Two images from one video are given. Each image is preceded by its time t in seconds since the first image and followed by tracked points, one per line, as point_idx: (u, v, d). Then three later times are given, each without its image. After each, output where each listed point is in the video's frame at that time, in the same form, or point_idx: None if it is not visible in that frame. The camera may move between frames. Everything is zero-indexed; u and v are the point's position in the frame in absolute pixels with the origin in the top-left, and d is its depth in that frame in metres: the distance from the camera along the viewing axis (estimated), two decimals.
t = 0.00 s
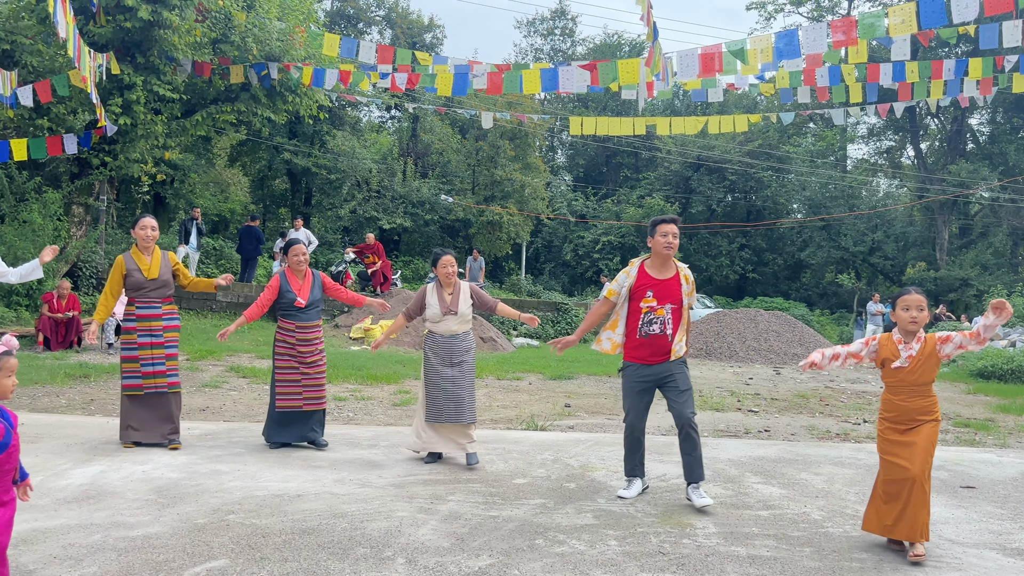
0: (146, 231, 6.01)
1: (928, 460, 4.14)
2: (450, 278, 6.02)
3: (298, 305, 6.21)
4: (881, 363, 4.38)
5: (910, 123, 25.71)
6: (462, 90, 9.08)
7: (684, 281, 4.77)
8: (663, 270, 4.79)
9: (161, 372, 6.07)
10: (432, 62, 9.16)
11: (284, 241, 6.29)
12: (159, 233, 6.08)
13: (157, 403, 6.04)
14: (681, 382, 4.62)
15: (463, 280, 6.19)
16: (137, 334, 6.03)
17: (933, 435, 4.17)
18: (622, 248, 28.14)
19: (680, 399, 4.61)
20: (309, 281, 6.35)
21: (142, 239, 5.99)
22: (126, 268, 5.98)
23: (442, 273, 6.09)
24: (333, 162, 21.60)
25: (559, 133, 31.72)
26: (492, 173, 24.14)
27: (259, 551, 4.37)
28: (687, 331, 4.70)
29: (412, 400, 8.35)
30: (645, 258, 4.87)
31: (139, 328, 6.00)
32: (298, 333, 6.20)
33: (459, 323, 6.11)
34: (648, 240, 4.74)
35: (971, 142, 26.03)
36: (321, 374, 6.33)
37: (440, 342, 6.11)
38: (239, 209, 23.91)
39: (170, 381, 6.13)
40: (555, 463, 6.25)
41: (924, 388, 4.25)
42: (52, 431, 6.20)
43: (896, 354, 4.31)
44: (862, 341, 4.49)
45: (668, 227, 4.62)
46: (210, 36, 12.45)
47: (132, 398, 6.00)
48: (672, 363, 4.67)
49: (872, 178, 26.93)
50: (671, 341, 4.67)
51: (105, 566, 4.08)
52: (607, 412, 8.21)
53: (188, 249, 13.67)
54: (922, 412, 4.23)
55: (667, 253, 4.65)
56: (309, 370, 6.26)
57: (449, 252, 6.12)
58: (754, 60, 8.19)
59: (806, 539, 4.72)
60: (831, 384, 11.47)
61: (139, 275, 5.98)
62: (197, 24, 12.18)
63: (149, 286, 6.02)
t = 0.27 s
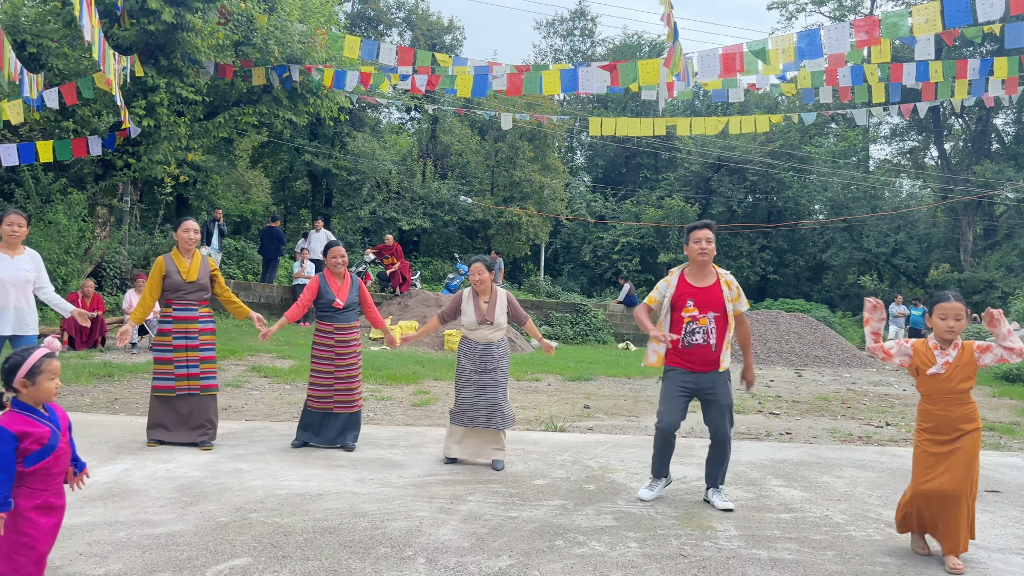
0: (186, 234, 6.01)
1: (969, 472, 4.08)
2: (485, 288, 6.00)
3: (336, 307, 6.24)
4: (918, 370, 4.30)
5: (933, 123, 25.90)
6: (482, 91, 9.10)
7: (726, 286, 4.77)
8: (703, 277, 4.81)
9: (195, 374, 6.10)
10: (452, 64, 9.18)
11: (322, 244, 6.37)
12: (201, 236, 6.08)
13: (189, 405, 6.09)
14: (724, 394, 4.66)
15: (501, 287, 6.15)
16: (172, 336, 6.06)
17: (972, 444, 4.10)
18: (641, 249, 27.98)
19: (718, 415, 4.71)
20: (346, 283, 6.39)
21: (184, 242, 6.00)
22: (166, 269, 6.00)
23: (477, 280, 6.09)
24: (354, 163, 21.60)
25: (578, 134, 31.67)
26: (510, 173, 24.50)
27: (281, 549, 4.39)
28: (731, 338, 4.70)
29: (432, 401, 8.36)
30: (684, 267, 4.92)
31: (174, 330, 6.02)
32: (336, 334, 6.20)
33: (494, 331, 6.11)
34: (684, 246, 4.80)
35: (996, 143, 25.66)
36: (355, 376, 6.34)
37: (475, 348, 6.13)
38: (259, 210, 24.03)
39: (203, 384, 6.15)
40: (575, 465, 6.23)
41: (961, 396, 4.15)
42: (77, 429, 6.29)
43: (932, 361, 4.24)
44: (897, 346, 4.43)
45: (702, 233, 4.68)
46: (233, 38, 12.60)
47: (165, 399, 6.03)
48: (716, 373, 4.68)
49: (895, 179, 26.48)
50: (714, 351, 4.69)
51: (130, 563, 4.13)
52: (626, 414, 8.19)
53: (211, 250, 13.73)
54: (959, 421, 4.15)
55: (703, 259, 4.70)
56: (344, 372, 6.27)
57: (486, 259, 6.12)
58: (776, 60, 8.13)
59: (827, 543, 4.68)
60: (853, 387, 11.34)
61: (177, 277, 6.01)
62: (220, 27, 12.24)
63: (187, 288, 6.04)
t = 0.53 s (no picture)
0: (229, 233, 6.03)
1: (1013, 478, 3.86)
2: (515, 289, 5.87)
3: (365, 308, 6.16)
4: (955, 373, 4.07)
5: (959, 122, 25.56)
6: (502, 91, 9.10)
7: (755, 279, 4.75)
8: (732, 271, 4.80)
9: (227, 373, 6.07)
10: (472, 64, 9.17)
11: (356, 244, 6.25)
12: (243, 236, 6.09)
13: (220, 404, 6.05)
14: (750, 391, 4.66)
15: (528, 288, 6.06)
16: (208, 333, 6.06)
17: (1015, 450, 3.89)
18: (661, 249, 27.83)
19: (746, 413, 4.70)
20: (379, 285, 6.27)
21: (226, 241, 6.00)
22: (207, 267, 6.03)
23: (503, 282, 5.99)
24: (374, 163, 21.64)
25: (598, 134, 31.57)
26: (530, 173, 24.34)
27: (303, 547, 4.42)
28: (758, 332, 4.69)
29: (452, 400, 8.36)
30: (713, 262, 4.93)
31: (211, 327, 6.03)
32: (364, 335, 6.15)
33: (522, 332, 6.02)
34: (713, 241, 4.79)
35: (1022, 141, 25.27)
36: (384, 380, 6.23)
37: (505, 348, 6.02)
38: (281, 210, 24.16)
39: (235, 383, 6.12)
40: (595, 465, 6.21)
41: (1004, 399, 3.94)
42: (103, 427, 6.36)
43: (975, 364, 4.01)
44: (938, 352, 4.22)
45: (730, 225, 4.68)
46: (255, 40, 12.71)
47: (196, 397, 5.98)
48: (742, 369, 4.68)
49: (919, 178, 26.04)
50: (742, 347, 4.69)
51: (154, 560, 4.16)
52: (646, 414, 8.15)
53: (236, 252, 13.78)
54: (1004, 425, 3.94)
55: (730, 252, 4.69)
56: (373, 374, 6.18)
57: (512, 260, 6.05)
58: (798, 59, 8.07)
59: (851, 545, 4.64)
60: (876, 388, 11.23)
61: (217, 275, 6.02)
62: (243, 29, 12.22)
63: (226, 286, 6.05)
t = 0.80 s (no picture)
0: (260, 234, 6.06)
1: None
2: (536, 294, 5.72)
3: (388, 309, 6.14)
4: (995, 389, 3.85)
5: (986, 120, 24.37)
6: (522, 91, 9.10)
7: (773, 285, 4.66)
8: (749, 277, 4.74)
9: (258, 372, 6.13)
10: (493, 63, 9.19)
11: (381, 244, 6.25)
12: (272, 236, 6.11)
13: (252, 404, 6.10)
14: (769, 400, 4.53)
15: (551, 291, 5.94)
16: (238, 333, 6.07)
17: None
18: (682, 248, 27.69)
19: (768, 419, 4.52)
20: (403, 284, 6.24)
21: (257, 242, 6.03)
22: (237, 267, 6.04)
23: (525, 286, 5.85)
24: (394, 163, 21.79)
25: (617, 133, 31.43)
26: (550, 173, 24.16)
27: (327, 544, 4.45)
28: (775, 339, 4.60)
29: (473, 399, 8.38)
30: (731, 269, 4.88)
31: (241, 326, 6.06)
32: (387, 335, 6.14)
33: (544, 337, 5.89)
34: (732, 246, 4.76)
35: None
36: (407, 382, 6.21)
37: (527, 351, 5.90)
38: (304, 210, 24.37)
39: (265, 382, 6.19)
40: (616, 465, 6.20)
41: None
42: (128, 425, 6.44)
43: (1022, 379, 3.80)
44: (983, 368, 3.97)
45: (751, 230, 4.64)
46: (278, 41, 12.85)
47: (226, 397, 6.01)
48: (761, 377, 4.58)
49: (944, 176, 25.61)
50: (759, 354, 4.60)
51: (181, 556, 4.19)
52: (668, 414, 8.13)
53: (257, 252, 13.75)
54: None
55: (750, 257, 4.65)
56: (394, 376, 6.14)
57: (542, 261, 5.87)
58: (821, 56, 8.02)
59: (875, 547, 4.60)
60: (900, 389, 11.12)
61: (248, 275, 6.05)
62: (265, 30, 12.32)
63: (258, 287, 6.10)
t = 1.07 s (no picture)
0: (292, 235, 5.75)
1: None
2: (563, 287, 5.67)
3: (417, 303, 6.11)
4: None
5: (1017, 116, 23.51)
6: (546, 90, 9.11)
7: (802, 271, 4.59)
8: (780, 264, 4.69)
9: (294, 371, 5.73)
10: (516, 63, 9.20)
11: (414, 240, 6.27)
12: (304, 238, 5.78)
13: (293, 403, 5.71)
14: (790, 393, 4.44)
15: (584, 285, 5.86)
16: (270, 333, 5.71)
17: None
18: (706, 247, 27.39)
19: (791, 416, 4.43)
20: (432, 278, 6.18)
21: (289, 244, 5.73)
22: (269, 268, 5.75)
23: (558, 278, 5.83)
24: (418, 163, 21.86)
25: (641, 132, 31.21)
26: (573, 172, 24.12)
27: (355, 541, 4.48)
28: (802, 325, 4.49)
29: (497, 398, 8.39)
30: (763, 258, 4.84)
31: (274, 326, 5.69)
32: (417, 329, 6.06)
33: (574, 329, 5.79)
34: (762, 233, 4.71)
35: None
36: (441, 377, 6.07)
37: (557, 346, 5.83)
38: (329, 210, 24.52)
39: (302, 380, 5.76)
40: (642, 464, 6.18)
41: None
42: (159, 423, 6.52)
43: None
44: None
45: (782, 217, 4.56)
46: (303, 43, 13.01)
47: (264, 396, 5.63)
48: (788, 366, 4.49)
49: (974, 173, 24.79)
50: (786, 342, 4.52)
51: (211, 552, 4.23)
52: (693, 414, 8.10)
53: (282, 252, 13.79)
54: None
55: (780, 245, 4.59)
56: (425, 369, 6.03)
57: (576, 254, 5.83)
58: (848, 52, 7.96)
59: (905, 547, 4.55)
60: (929, 388, 10.98)
61: (280, 276, 5.76)
62: (290, 30, 12.47)
63: (289, 288, 5.77)
